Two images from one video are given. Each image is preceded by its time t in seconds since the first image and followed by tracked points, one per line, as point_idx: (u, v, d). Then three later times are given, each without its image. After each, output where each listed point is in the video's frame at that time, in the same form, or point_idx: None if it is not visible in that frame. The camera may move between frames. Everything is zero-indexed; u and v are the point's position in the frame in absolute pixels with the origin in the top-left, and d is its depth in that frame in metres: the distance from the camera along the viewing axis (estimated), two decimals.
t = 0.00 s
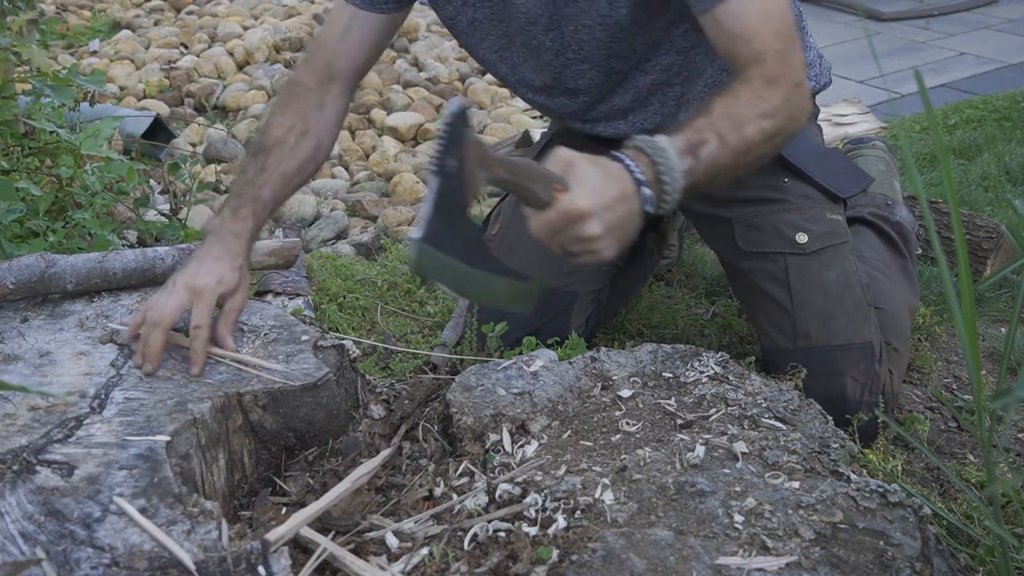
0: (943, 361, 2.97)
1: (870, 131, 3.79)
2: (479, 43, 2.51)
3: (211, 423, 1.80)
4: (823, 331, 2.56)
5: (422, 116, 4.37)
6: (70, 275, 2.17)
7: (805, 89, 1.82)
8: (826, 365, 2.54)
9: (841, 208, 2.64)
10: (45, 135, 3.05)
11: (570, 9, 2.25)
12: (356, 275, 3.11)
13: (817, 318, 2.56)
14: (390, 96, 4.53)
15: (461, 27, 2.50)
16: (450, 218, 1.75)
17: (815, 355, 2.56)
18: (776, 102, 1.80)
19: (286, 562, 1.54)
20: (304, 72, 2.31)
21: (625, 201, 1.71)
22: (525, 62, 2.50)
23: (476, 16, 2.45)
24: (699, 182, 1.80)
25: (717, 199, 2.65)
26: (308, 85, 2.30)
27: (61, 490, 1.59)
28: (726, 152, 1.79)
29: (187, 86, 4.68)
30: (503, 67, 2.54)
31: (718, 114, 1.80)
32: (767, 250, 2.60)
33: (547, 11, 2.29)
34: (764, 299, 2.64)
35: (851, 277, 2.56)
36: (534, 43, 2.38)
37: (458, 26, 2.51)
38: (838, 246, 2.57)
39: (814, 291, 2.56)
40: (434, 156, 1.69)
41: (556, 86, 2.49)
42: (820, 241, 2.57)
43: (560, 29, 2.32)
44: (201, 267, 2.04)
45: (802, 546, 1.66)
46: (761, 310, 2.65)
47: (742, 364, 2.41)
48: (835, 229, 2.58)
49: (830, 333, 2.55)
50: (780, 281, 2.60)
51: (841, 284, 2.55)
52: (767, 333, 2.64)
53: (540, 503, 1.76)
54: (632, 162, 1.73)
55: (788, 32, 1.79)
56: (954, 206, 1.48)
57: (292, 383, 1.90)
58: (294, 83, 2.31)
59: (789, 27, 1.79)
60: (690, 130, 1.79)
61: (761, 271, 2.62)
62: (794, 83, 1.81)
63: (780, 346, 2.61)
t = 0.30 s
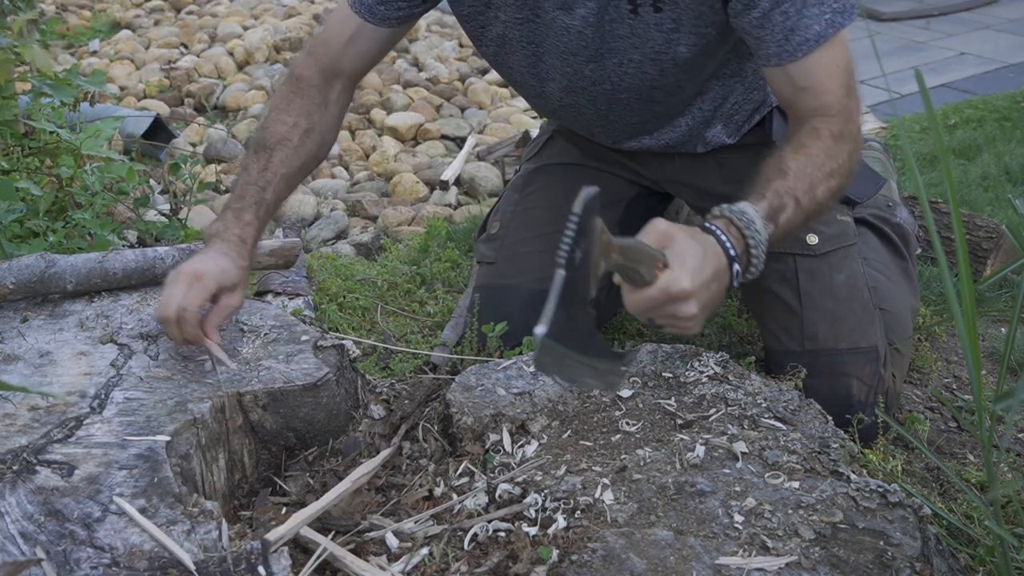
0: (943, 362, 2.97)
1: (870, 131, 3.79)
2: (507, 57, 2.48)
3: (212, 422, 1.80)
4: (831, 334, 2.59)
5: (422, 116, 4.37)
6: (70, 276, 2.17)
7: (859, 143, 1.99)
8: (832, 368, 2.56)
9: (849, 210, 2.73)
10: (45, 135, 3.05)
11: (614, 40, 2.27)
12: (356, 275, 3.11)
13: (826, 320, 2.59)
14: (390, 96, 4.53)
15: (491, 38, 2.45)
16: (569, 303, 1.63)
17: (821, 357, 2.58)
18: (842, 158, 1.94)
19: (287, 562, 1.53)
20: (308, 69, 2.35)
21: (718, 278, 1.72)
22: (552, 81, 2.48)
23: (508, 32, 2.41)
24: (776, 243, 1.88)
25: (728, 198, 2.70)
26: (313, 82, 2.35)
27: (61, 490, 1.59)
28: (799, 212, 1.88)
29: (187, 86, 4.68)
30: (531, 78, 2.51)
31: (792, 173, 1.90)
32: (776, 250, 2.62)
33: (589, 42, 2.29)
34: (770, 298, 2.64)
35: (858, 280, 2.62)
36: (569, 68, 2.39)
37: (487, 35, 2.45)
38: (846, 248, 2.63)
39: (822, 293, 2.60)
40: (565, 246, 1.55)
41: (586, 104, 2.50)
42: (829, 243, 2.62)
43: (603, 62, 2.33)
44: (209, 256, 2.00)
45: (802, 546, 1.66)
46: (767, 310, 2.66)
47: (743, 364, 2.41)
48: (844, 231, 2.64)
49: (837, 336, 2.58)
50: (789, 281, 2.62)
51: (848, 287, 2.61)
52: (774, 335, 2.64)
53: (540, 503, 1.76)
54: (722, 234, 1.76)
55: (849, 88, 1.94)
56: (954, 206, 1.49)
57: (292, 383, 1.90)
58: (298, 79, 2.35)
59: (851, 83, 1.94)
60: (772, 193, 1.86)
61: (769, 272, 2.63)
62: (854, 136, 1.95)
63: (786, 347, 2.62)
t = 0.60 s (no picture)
0: (943, 361, 2.98)
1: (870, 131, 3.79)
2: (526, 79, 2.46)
3: (212, 423, 1.81)
4: (831, 334, 2.59)
5: (422, 116, 4.37)
6: (70, 276, 2.19)
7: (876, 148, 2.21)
8: (834, 368, 2.57)
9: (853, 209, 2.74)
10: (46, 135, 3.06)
11: (641, 62, 2.29)
12: (356, 275, 3.10)
13: (826, 320, 2.59)
14: (390, 96, 4.53)
15: (508, 66, 2.44)
16: (609, 337, 1.77)
17: (822, 358, 2.58)
18: (859, 163, 2.16)
19: (287, 562, 1.53)
20: (257, 109, 2.00)
21: (745, 293, 1.92)
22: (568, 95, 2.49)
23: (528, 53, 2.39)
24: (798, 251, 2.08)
25: (730, 198, 2.71)
26: (262, 124, 1.98)
27: (61, 490, 1.60)
28: (820, 221, 2.10)
29: (187, 86, 4.68)
30: (546, 97, 2.51)
31: (812, 182, 2.12)
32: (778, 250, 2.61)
33: (615, 55, 2.30)
34: (771, 298, 2.64)
35: (859, 280, 2.62)
36: (595, 86, 2.40)
37: (505, 63, 2.44)
38: (847, 248, 2.63)
39: (823, 293, 2.60)
40: (609, 281, 1.69)
41: (605, 123, 2.54)
42: (831, 243, 2.62)
43: (627, 80, 2.36)
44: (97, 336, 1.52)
45: (802, 546, 1.66)
46: (768, 310, 2.65)
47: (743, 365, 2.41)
48: (845, 232, 2.65)
49: (837, 337, 2.58)
50: (791, 281, 2.61)
51: (849, 287, 2.61)
52: (775, 335, 2.64)
53: (540, 503, 1.76)
54: (749, 247, 1.96)
55: (865, 96, 2.15)
56: (954, 206, 1.49)
57: (292, 383, 1.91)
58: (242, 118, 1.97)
59: (868, 90, 2.15)
60: (796, 205, 2.07)
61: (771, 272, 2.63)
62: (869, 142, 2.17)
63: (786, 347, 2.62)
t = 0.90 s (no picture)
0: (943, 362, 2.98)
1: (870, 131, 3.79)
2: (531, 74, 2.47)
3: (212, 423, 1.81)
4: (834, 335, 2.59)
5: (422, 116, 4.37)
6: (70, 276, 2.17)
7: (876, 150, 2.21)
8: (836, 368, 2.57)
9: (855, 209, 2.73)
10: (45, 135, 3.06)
11: (648, 63, 2.30)
12: (356, 275, 3.10)
13: (829, 321, 2.59)
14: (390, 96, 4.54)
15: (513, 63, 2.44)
16: (614, 360, 1.80)
17: (824, 358, 2.58)
18: (859, 168, 2.16)
19: (287, 562, 1.53)
20: (312, 91, 2.28)
21: (743, 305, 1.93)
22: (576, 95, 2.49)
23: (535, 46, 2.40)
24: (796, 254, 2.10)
25: (734, 196, 2.72)
26: (317, 104, 2.27)
27: (61, 490, 1.59)
28: (818, 226, 2.11)
29: (187, 86, 4.68)
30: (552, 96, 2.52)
31: (812, 187, 2.13)
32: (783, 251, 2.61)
33: (621, 54, 2.30)
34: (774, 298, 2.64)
35: (862, 280, 2.62)
36: (601, 86, 2.40)
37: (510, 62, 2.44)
38: (852, 248, 2.63)
39: (827, 293, 2.60)
40: (614, 309, 1.71)
41: (610, 124, 2.54)
42: (835, 244, 2.62)
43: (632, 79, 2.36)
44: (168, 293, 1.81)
45: (802, 546, 1.66)
46: (771, 310, 2.65)
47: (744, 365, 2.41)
48: (849, 231, 2.64)
49: (840, 337, 2.58)
50: (794, 281, 2.61)
51: (853, 288, 2.61)
52: (777, 335, 2.64)
53: (540, 503, 1.76)
54: (746, 256, 1.97)
55: (868, 100, 2.15)
56: (954, 206, 1.49)
57: (292, 383, 1.90)
58: (301, 100, 2.27)
59: (872, 94, 2.15)
60: (794, 213, 2.08)
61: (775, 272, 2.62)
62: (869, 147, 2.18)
63: (789, 347, 2.62)
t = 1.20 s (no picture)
0: (943, 361, 2.98)
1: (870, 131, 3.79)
2: (527, 73, 2.47)
3: (212, 423, 1.81)
4: (834, 335, 2.59)
5: (422, 116, 4.38)
6: (70, 276, 2.16)
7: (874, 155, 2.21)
8: (836, 368, 2.57)
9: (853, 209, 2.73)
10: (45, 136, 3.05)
11: (641, 66, 2.30)
12: (356, 275, 3.10)
13: (830, 321, 2.59)
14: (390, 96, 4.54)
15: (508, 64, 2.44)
16: (603, 359, 1.71)
17: (825, 358, 2.58)
18: (856, 172, 2.16)
19: (287, 562, 1.53)
20: (318, 91, 2.36)
21: (736, 309, 1.91)
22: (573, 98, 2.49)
23: (529, 50, 2.39)
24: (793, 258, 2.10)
25: (734, 197, 2.72)
26: (323, 103, 2.36)
27: (61, 490, 1.59)
28: (815, 230, 2.11)
29: (187, 86, 4.68)
30: (548, 98, 2.52)
31: (808, 192, 2.13)
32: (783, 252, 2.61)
33: (615, 58, 2.30)
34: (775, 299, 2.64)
35: (862, 281, 2.62)
36: (595, 88, 2.40)
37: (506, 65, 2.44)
38: (851, 248, 2.64)
39: (827, 293, 2.60)
40: (600, 305, 1.63)
41: (606, 126, 2.54)
42: (835, 244, 2.62)
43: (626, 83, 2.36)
44: (223, 303, 1.92)
45: (802, 546, 1.66)
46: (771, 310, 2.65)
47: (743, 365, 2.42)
48: (849, 232, 2.65)
49: (840, 338, 2.59)
50: (795, 281, 2.61)
51: (852, 288, 2.61)
52: (778, 335, 2.64)
53: (540, 503, 1.76)
54: (740, 260, 1.96)
55: (864, 103, 2.15)
56: (954, 207, 1.48)
57: (292, 383, 1.90)
58: (308, 99, 2.36)
59: (869, 97, 2.14)
60: (789, 217, 2.09)
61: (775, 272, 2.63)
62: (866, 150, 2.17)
63: (789, 347, 2.62)
